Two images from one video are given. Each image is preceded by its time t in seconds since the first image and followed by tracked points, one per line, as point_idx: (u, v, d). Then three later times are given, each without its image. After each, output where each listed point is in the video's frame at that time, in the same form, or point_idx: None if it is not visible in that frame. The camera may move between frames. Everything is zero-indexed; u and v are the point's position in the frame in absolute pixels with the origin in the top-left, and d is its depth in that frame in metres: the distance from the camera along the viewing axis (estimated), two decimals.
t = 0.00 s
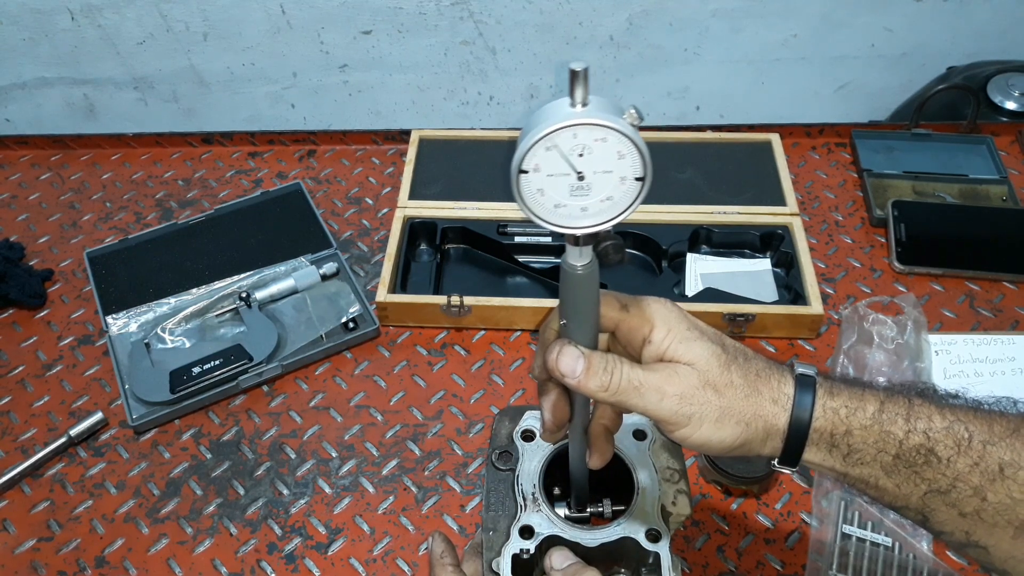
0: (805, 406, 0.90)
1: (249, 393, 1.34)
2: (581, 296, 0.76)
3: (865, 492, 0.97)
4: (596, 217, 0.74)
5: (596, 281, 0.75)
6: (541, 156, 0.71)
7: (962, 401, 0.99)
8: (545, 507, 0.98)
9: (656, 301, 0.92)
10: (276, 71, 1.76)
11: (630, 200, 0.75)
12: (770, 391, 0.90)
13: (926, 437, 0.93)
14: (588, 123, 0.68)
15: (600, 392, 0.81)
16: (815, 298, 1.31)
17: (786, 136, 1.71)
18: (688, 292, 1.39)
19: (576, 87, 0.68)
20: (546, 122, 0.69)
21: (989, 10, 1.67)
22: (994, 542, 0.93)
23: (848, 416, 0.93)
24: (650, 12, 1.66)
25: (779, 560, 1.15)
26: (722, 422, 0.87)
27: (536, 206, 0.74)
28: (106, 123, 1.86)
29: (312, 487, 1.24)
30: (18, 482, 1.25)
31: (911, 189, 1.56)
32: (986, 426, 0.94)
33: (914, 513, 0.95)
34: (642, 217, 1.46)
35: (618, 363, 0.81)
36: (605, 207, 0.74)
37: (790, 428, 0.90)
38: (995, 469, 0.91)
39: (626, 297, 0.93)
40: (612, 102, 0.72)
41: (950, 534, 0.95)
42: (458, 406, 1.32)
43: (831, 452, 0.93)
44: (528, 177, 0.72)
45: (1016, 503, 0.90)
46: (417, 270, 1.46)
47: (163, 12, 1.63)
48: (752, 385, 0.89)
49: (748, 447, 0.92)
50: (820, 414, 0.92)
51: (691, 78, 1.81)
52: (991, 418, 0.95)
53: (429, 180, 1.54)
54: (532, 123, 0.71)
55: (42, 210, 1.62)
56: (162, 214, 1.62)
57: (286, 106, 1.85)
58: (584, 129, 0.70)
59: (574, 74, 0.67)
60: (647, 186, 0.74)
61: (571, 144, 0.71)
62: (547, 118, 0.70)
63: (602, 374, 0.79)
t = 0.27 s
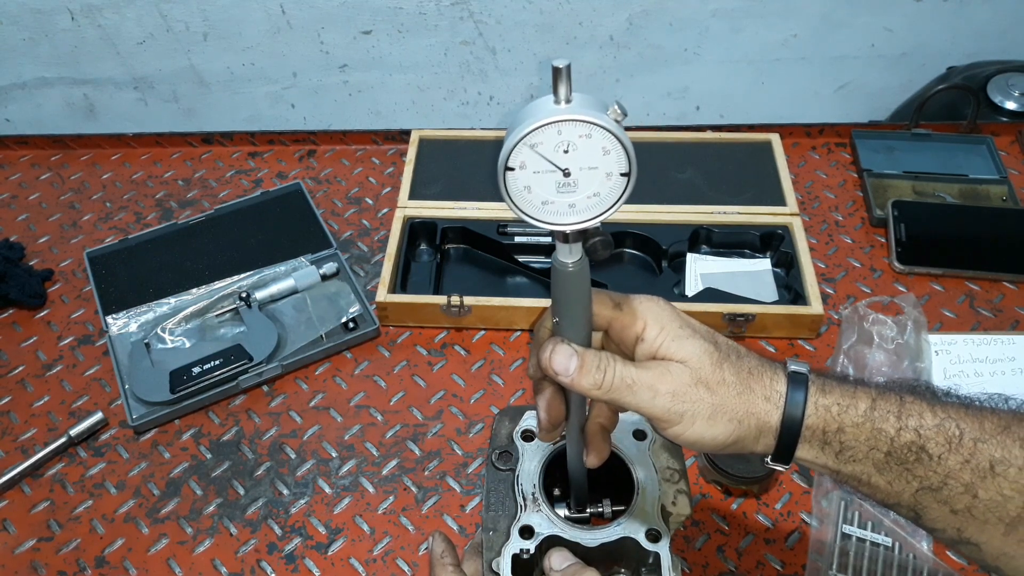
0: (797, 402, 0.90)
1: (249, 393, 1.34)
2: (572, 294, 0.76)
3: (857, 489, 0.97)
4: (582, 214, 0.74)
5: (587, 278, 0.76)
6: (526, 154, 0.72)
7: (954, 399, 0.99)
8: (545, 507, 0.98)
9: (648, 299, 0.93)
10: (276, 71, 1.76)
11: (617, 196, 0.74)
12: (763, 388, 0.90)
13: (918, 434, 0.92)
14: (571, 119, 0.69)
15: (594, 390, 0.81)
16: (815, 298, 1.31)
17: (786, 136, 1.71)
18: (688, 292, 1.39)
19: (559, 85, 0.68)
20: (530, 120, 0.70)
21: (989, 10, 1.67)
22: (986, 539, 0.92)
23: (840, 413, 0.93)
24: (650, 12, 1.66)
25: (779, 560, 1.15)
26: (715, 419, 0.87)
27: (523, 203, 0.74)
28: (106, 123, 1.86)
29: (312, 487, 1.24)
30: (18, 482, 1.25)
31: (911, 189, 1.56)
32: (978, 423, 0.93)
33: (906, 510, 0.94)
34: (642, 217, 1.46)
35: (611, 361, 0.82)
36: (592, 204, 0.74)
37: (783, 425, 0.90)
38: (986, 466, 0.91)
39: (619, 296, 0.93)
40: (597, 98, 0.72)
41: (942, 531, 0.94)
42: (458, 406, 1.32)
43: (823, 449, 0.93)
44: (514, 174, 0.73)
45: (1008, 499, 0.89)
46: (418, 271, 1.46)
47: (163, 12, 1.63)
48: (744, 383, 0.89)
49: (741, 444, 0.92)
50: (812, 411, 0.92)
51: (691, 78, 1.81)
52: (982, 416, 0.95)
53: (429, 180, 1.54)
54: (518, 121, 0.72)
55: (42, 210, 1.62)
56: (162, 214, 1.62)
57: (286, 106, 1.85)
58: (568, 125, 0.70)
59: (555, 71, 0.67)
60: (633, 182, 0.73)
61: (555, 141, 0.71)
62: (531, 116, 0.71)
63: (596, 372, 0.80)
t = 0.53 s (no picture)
0: (792, 412, 0.89)
1: (248, 393, 1.33)
2: (566, 306, 0.76)
3: (853, 498, 0.96)
4: (574, 229, 0.75)
5: (580, 290, 0.76)
6: (516, 172, 0.73)
7: (949, 406, 0.98)
8: (545, 508, 0.98)
9: (643, 309, 0.93)
10: (275, 70, 1.76)
11: (607, 212, 0.76)
12: (758, 397, 0.90)
13: (912, 443, 0.91)
14: (560, 138, 0.70)
15: (589, 401, 0.81)
16: (817, 299, 1.30)
17: (788, 135, 1.70)
18: (689, 292, 1.38)
19: (547, 103, 0.69)
20: (519, 139, 0.71)
21: (991, 9, 1.66)
22: (981, 547, 0.91)
23: (835, 422, 0.92)
24: (651, 11, 1.65)
25: (781, 561, 1.15)
26: (710, 429, 0.87)
27: (515, 220, 0.75)
28: (104, 122, 1.86)
29: (311, 488, 1.23)
30: (16, 483, 1.24)
31: (913, 188, 1.56)
32: (972, 431, 0.92)
33: (902, 518, 0.94)
34: (642, 217, 1.46)
35: (606, 372, 0.82)
36: (582, 219, 0.75)
37: (778, 434, 0.89)
38: (980, 473, 0.90)
39: (614, 306, 0.94)
40: (585, 117, 0.74)
41: (939, 539, 0.94)
42: (458, 406, 1.32)
43: (819, 459, 0.93)
44: (504, 193, 0.74)
45: (1003, 507, 0.89)
46: (417, 271, 1.45)
47: (162, 11, 1.63)
48: (740, 393, 0.89)
49: (738, 454, 0.91)
50: (807, 421, 0.91)
51: (692, 77, 1.80)
52: (977, 423, 0.94)
53: (428, 180, 1.53)
54: (507, 140, 0.73)
55: (40, 210, 1.62)
56: (161, 214, 1.61)
57: (286, 105, 1.84)
58: (558, 144, 0.71)
59: (544, 90, 0.68)
60: (623, 198, 0.75)
61: (545, 159, 0.72)
62: (521, 135, 0.72)
63: (591, 384, 0.80)
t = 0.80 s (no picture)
0: (793, 412, 0.89)
1: (249, 393, 1.34)
2: (568, 306, 0.77)
3: (853, 498, 0.96)
4: (576, 230, 0.75)
5: (581, 291, 0.77)
6: (519, 173, 0.73)
7: (948, 407, 0.99)
8: (544, 507, 0.98)
9: (644, 310, 0.93)
10: (276, 71, 1.76)
11: (610, 213, 0.76)
12: (758, 398, 0.90)
13: (912, 443, 0.92)
14: (563, 139, 0.70)
15: (590, 401, 0.81)
16: (815, 298, 1.31)
17: (786, 136, 1.71)
18: (688, 292, 1.39)
19: (550, 104, 0.70)
20: (523, 140, 0.72)
21: (990, 10, 1.67)
22: (981, 547, 0.92)
23: (835, 423, 0.93)
24: (650, 12, 1.66)
25: (780, 560, 1.15)
26: (711, 430, 0.87)
27: (517, 220, 0.76)
28: (105, 123, 1.86)
29: (312, 487, 1.24)
30: (18, 482, 1.25)
31: (912, 189, 1.56)
32: (972, 432, 0.93)
33: (902, 519, 0.94)
34: (641, 217, 1.46)
35: (607, 373, 0.82)
36: (585, 220, 0.76)
37: (778, 435, 0.90)
38: (980, 474, 0.90)
39: (615, 307, 0.94)
40: (588, 118, 0.74)
41: (938, 539, 0.94)
42: (459, 406, 1.32)
43: (819, 459, 0.93)
44: (507, 193, 0.74)
45: (1002, 508, 0.89)
46: (418, 271, 1.45)
47: (163, 12, 1.63)
48: (740, 393, 0.89)
49: (738, 455, 0.92)
50: (808, 421, 0.92)
51: (691, 78, 1.81)
52: (976, 424, 0.94)
53: (429, 180, 1.54)
54: (510, 140, 0.74)
55: (42, 210, 1.62)
56: (162, 214, 1.61)
57: (286, 106, 1.85)
58: (561, 145, 0.72)
59: (547, 91, 0.69)
60: (625, 199, 0.75)
61: (548, 159, 0.73)
62: (524, 135, 0.73)
63: (592, 384, 0.80)
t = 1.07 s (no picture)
0: (789, 417, 0.89)
1: (249, 393, 1.34)
2: (564, 314, 0.77)
3: (850, 503, 0.96)
4: (571, 239, 0.75)
5: (577, 299, 0.76)
6: (515, 183, 0.73)
7: (945, 410, 0.99)
8: (544, 508, 0.98)
9: (642, 316, 0.93)
10: (275, 71, 1.76)
11: (605, 222, 0.76)
12: (755, 403, 0.90)
13: (908, 448, 0.92)
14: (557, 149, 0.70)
15: (587, 407, 0.81)
16: (816, 298, 1.30)
17: (787, 136, 1.70)
18: (688, 292, 1.39)
19: (545, 114, 0.70)
20: (517, 150, 0.72)
21: (990, 10, 1.66)
22: (977, 551, 0.91)
23: (831, 428, 0.92)
24: (651, 11, 1.66)
25: (780, 561, 1.15)
26: (707, 436, 0.87)
27: (513, 230, 0.76)
28: (105, 123, 1.86)
29: (312, 488, 1.24)
30: (17, 482, 1.25)
31: (912, 188, 1.56)
32: (968, 436, 0.93)
33: (899, 523, 0.94)
34: (642, 217, 1.46)
35: (604, 379, 0.82)
36: (580, 229, 0.75)
37: (775, 440, 0.90)
38: (976, 478, 0.90)
39: (612, 313, 0.94)
40: (583, 127, 0.74)
41: (935, 543, 0.94)
42: (458, 406, 1.32)
43: (816, 464, 0.93)
44: (502, 204, 0.75)
45: (998, 512, 0.89)
46: (417, 270, 1.45)
47: (162, 12, 1.63)
48: (736, 399, 0.89)
49: (735, 459, 0.91)
50: (804, 426, 0.92)
51: (692, 78, 1.80)
52: (972, 428, 0.94)
53: (428, 180, 1.54)
54: (505, 150, 0.74)
55: (41, 210, 1.62)
56: (162, 214, 1.61)
57: (286, 106, 1.85)
58: (555, 156, 0.71)
59: (541, 102, 0.69)
60: (621, 208, 0.75)
61: (543, 169, 0.73)
62: (519, 146, 0.73)
63: (589, 390, 0.80)
